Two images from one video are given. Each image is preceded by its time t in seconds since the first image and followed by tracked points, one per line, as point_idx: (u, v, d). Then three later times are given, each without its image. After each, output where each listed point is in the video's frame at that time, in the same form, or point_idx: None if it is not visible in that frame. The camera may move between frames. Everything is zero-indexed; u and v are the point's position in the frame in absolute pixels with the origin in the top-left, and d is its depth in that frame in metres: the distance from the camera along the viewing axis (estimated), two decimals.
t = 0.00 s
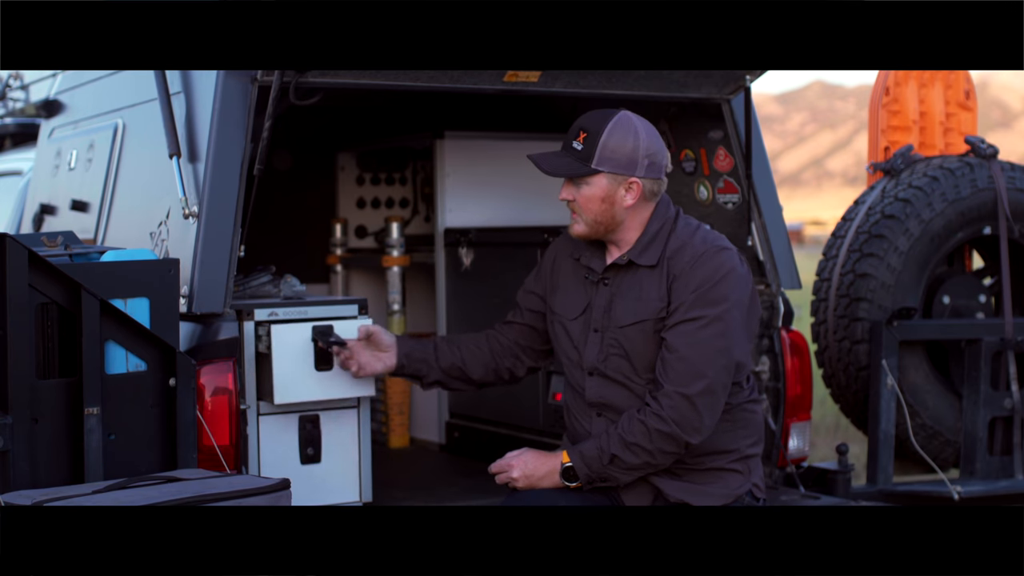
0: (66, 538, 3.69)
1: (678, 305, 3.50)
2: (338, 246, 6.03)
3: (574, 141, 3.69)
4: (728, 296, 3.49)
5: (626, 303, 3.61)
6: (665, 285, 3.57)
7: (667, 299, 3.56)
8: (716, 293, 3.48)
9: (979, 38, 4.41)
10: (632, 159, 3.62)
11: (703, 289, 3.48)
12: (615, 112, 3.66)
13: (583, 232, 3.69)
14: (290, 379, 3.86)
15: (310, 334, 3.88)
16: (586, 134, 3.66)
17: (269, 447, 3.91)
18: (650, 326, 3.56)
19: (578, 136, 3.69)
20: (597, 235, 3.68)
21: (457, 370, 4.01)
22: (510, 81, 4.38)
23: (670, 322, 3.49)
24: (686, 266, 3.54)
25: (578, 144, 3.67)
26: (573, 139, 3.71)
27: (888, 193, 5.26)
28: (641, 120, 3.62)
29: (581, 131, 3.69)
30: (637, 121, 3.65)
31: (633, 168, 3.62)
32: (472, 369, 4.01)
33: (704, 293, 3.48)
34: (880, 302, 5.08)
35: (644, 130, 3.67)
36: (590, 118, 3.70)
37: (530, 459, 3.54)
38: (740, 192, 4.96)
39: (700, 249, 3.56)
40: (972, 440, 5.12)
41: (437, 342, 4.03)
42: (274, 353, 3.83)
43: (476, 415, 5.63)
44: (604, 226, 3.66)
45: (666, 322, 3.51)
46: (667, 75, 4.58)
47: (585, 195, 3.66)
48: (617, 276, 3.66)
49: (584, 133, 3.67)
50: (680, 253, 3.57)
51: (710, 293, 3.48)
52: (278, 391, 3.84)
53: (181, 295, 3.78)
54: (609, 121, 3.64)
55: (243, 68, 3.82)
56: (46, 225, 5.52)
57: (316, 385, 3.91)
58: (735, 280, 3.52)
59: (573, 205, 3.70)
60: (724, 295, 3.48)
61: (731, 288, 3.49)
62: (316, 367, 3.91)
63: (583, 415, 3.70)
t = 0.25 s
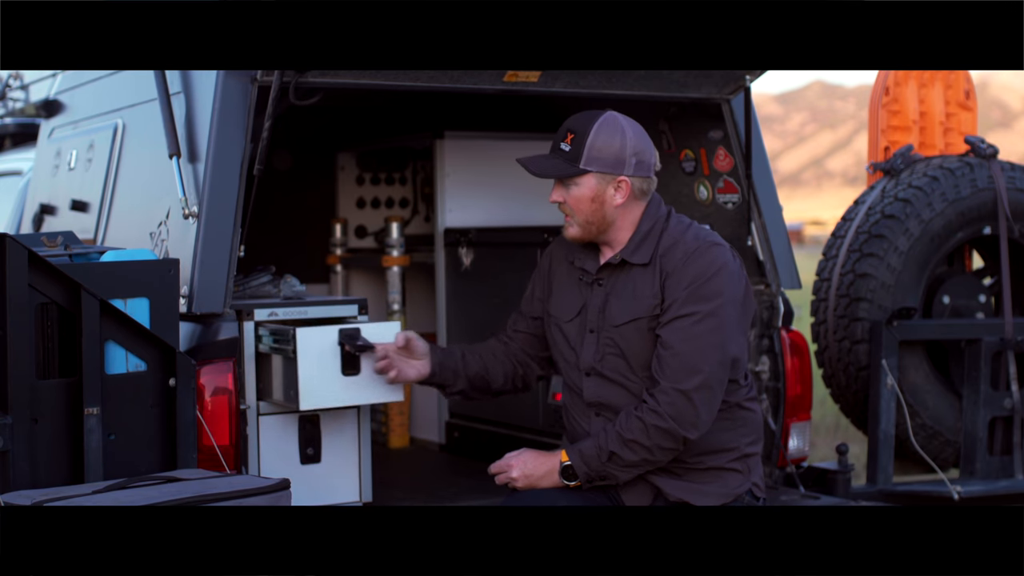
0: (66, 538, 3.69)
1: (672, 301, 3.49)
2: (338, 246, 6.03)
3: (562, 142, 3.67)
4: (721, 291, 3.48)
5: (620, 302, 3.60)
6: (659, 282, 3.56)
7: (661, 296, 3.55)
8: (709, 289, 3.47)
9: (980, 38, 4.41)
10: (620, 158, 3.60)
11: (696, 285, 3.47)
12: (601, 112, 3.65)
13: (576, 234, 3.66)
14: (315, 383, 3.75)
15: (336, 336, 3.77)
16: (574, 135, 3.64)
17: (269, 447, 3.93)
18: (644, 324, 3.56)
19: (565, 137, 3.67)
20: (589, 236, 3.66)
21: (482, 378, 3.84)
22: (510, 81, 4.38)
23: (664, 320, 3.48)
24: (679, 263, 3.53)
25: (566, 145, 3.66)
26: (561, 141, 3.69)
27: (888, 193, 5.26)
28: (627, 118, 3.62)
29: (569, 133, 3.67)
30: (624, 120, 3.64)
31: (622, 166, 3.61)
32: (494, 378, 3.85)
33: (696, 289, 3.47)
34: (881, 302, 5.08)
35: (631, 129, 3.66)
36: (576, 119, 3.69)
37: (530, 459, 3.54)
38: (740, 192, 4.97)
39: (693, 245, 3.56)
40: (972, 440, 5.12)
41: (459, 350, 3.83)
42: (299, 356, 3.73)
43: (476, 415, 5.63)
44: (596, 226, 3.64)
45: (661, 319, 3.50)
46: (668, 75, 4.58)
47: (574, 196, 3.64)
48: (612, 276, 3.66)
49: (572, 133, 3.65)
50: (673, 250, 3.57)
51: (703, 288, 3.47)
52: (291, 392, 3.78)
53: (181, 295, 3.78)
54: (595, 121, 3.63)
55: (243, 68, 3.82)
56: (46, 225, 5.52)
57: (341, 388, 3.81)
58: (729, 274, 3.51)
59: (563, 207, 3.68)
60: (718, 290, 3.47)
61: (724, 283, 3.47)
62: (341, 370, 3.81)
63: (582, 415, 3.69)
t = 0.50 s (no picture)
0: (67, 538, 3.69)
1: (671, 300, 3.49)
2: (338, 246, 6.03)
3: (558, 143, 3.67)
4: (721, 289, 3.47)
5: (620, 302, 3.60)
6: (659, 282, 3.56)
7: (661, 295, 3.55)
8: (709, 287, 3.47)
9: (980, 38, 4.41)
10: (618, 158, 3.61)
11: (696, 283, 3.47)
12: (597, 113, 3.65)
13: (574, 235, 3.66)
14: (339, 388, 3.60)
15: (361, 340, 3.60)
16: (571, 135, 3.64)
17: (269, 447, 3.92)
18: (645, 323, 3.56)
19: (562, 137, 3.68)
20: (588, 237, 3.66)
21: (501, 386, 3.87)
22: (510, 81, 4.38)
23: (664, 319, 3.48)
24: (678, 262, 3.53)
25: (563, 146, 3.66)
26: (557, 141, 3.69)
27: (888, 193, 5.26)
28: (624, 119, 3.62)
29: (566, 133, 3.67)
30: (620, 121, 3.65)
31: (620, 166, 3.61)
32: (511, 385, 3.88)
33: (696, 287, 3.47)
34: (881, 302, 5.08)
35: (627, 129, 3.67)
36: (572, 120, 3.69)
37: (530, 459, 3.55)
38: (740, 192, 4.97)
39: (692, 244, 3.55)
40: (972, 440, 5.12)
41: (481, 358, 3.86)
42: (324, 361, 3.56)
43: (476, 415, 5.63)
44: (594, 226, 3.64)
45: (660, 319, 3.50)
46: (668, 75, 4.58)
47: (572, 196, 3.64)
48: (611, 277, 3.66)
49: (568, 134, 3.65)
50: (672, 249, 3.56)
51: (702, 287, 3.47)
52: (295, 393, 3.74)
53: (181, 295, 3.78)
54: (592, 121, 3.63)
55: (243, 68, 3.82)
56: (46, 225, 5.52)
57: (370, 394, 3.64)
58: (728, 273, 3.50)
59: (561, 208, 3.68)
60: (717, 288, 3.47)
61: (724, 282, 3.47)
62: (368, 375, 3.64)
63: (582, 415, 3.70)
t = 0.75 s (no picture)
0: (67, 538, 3.69)
1: (672, 299, 3.50)
2: (338, 246, 6.03)
3: (559, 143, 3.67)
4: (722, 288, 3.48)
5: (621, 301, 3.60)
6: (660, 281, 3.56)
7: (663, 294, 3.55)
8: (709, 286, 3.47)
9: (980, 39, 4.41)
10: (619, 157, 3.61)
11: (697, 282, 3.48)
12: (597, 113, 3.65)
13: (576, 235, 3.66)
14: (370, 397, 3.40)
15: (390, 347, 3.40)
16: (571, 135, 3.64)
17: (269, 447, 3.92)
18: (646, 323, 3.56)
19: (562, 137, 3.67)
20: (590, 237, 3.66)
21: (514, 386, 3.82)
22: (510, 81, 4.38)
23: (665, 318, 3.48)
24: (679, 261, 3.53)
25: (563, 145, 3.66)
26: (558, 141, 3.69)
27: (888, 193, 5.26)
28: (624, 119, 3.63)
29: (566, 133, 3.67)
30: (621, 120, 3.65)
31: (621, 165, 3.61)
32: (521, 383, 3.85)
33: (697, 286, 3.48)
34: (881, 302, 5.08)
35: (627, 129, 3.68)
36: (572, 120, 3.69)
37: (531, 459, 3.55)
38: (740, 192, 4.97)
39: (692, 243, 3.56)
40: (972, 440, 5.13)
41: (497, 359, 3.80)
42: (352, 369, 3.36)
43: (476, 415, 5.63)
44: (596, 226, 3.64)
45: (662, 318, 3.50)
46: (668, 75, 4.58)
47: (573, 196, 3.64)
48: (612, 276, 3.66)
49: (569, 134, 3.65)
50: (673, 248, 3.57)
51: (704, 285, 3.47)
52: (295, 393, 3.74)
53: (181, 295, 3.78)
54: (593, 122, 3.63)
55: (243, 68, 3.82)
56: (46, 225, 5.52)
57: (398, 401, 3.44)
58: (729, 272, 3.51)
59: (562, 208, 3.68)
60: (718, 287, 3.48)
61: (724, 281, 3.48)
62: (396, 380, 3.44)
63: (583, 415, 3.70)
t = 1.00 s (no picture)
0: (67, 538, 3.69)
1: (678, 296, 3.50)
2: (338, 246, 6.03)
3: (563, 143, 3.65)
4: (727, 285, 3.49)
5: (626, 301, 3.60)
6: (665, 279, 3.56)
7: (669, 293, 3.56)
8: (715, 283, 3.49)
9: (979, 39, 4.41)
10: (624, 157, 3.61)
11: (703, 279, 3.48)
12: (601, 113, 3.65)
13: (581, 236, 3.64)
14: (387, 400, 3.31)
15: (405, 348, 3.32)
16: (576, 135, 3.63)
17: (269, 447, 3.92)
18: (653, 322, 3.56)
19: (566, 137, 3.66)
20: (595, 237, 3.64)
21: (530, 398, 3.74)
22: (510, 81, 4.38)
23: (672, 315, 3.49)
24: (685, 259, 3.54)
25: (567, 145, 3.64)
26: (561, 141, 3.67)
27: (888, 193, 5.26)
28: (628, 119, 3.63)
29: (570, 133, 3.66)
30: (624, 121, 3.66)
31: (626, 165, 3.61)
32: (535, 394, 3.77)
33: (703, 283, 3.49)
34: (881, 302, 5.08)
35: (629, 131, 3.68)
36: (575, 121, 3.69)
37: (535, 459, 3.55)
38: (740, 192, 4.97)
39: (697, 241, 3.57)
40: (972, 440, 5.13)
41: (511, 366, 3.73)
42: (368, 370, 3.28)
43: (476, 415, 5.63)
44: (601, 226, 3.62)
45: (669, 316, 3.51)
46: (667, 75, 4.58)
47: (579, 197, 3.62)
48: (616, 276, 3.65)
49: (573, 134, 3.64)
50: (678, 246, 3.57)
51: (710, 282, 3.48)
52: (295, 393, 3.74)
53: (181, 295, 3.78)
54: (597, 122, 3.63)
55: (242, 68, 3.82)
56: (46, 225, 5.52)
57: (415, 404, 3.35)
58: (734, 268, 3.52)
59: (566, 208, 3.66)
60: (723, 283, 3.49)
61: (730, 277, 3.49)
62: (413, 384, 3.35)
63: (587, 417, 3.70)
